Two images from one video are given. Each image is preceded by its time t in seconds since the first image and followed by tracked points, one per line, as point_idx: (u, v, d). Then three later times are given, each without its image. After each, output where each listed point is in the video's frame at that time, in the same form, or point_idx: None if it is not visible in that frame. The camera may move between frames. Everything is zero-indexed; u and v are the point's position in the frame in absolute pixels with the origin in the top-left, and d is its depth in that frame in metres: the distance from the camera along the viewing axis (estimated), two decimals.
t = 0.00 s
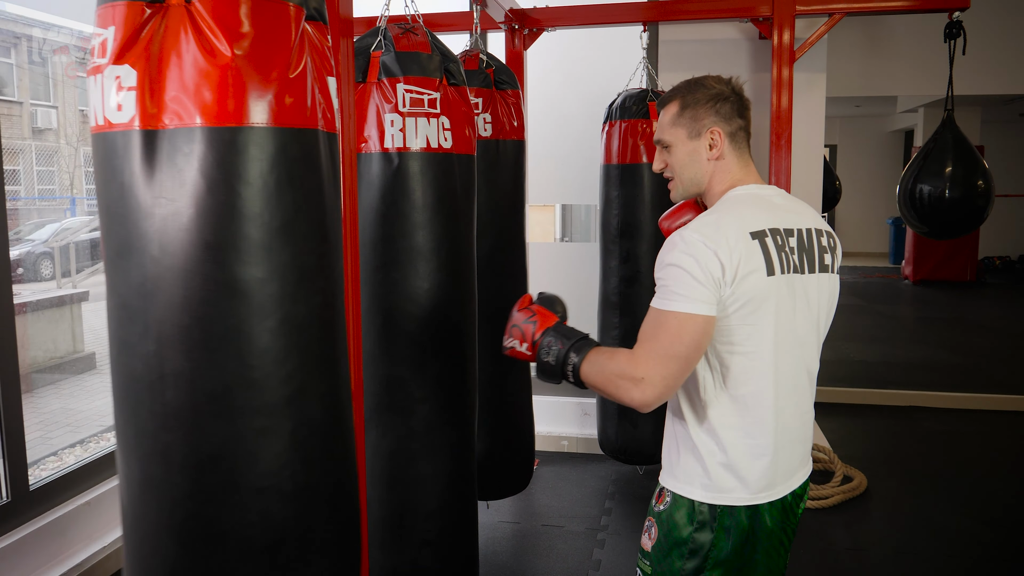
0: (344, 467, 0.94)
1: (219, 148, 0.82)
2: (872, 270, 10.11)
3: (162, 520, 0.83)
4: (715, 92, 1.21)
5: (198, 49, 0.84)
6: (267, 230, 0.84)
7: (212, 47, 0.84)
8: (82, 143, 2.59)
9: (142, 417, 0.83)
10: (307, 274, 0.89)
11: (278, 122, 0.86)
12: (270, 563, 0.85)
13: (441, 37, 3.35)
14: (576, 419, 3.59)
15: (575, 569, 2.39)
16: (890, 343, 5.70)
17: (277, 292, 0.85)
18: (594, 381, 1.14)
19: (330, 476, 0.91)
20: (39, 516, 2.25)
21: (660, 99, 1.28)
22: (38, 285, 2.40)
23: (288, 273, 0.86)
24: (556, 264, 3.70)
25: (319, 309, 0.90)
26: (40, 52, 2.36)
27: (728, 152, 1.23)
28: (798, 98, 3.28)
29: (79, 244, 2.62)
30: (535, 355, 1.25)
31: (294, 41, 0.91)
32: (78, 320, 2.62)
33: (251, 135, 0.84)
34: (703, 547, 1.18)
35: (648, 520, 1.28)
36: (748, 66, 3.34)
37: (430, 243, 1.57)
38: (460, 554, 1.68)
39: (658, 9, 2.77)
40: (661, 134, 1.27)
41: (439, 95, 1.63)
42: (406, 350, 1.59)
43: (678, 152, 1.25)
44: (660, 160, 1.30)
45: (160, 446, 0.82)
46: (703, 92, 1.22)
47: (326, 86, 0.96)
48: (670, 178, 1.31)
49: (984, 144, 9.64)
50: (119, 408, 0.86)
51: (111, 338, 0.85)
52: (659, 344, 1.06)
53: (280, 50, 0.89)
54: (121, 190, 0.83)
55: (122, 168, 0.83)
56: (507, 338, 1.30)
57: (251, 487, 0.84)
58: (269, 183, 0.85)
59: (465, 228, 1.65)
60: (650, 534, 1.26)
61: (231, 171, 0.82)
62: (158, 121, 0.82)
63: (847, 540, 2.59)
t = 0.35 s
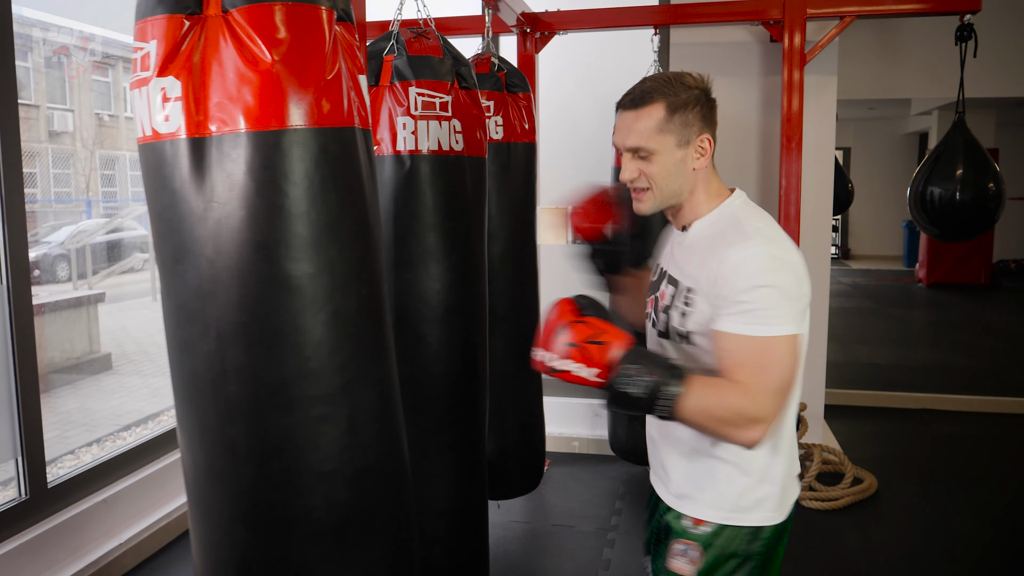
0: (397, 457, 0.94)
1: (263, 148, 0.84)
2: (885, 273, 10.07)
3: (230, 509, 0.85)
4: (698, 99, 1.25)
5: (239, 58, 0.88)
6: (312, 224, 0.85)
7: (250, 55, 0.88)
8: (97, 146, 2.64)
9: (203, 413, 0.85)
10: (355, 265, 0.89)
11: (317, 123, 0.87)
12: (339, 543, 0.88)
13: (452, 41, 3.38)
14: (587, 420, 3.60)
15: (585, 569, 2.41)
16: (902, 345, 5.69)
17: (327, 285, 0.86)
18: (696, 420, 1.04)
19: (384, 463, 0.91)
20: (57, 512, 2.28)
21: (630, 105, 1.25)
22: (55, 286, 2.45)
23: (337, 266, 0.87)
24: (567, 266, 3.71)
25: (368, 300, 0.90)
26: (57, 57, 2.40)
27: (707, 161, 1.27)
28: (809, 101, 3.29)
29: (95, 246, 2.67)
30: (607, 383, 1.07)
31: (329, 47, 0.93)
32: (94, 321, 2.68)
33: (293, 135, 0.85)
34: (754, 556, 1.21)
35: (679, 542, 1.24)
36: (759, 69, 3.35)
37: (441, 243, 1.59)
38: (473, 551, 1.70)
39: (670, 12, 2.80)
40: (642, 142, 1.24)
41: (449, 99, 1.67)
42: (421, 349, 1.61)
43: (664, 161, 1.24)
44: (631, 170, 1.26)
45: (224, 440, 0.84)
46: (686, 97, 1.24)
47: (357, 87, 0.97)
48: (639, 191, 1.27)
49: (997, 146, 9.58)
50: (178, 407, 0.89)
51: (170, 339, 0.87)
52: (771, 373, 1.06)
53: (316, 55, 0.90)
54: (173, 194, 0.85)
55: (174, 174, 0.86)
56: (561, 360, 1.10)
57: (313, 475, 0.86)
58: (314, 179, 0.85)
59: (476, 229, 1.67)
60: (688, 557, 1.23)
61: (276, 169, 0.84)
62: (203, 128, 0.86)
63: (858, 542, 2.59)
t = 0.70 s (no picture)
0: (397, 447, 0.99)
1: (284, 143, 0.88)
2: (903, 273, 10.00)
3: (240, 488, 0.90)
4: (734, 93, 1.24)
5: (267, 53, 0.91)
6: (327, 221, 0.90)
7: (277, 53, 0.91)
8: (117, 146, 2.68)
9: (217, 398, 0.91)
10: (368, 261, 0.94)
11: (339, 120, 0.92)
12: (338, 530, 0.92)
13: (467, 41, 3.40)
14: (599, 418, 3.62)
15: (596, 564, 2.43)
16: (919, 346, 5.66)
17: (341, 278, 0.91)
18: (797, 413, 1.10)
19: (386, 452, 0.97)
20: (77, 504, 2.33)
21: (681, 97, 1.18)
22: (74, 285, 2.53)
23: (350, 260, 0.92)
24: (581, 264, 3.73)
25: (377, 293, 0.95)
26: (80, 58, 2.47)
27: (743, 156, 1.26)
28: (823, 100, 3.29)
29: (114, 245, 2.72)
30: (713, 374, 1.09)
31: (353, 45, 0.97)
32: (113, 317, 2.71)
33: (315, 132, 0.90)
34: (785, 549, 1.26)
35: (718, 545, 1.24)
36: (773, 69, 3.36)
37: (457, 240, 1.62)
38: (485, 543, 1.73)
39: (687, 12, 2.81)
40: (704, 137, 1.17)
41: (463, 97, 1.69)
42: (434, 344, 1.62)
43: (720, 156, 1.20)
44: (682, 171, 1.18)
45: (235, 424, 0.90)
46: (727, 88, 1.21)
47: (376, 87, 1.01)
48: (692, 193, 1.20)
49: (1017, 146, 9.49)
50: (193, 391, 0.93)
51: (187, 322, 0.93)
52: (850, 363, 1.12)
53: (340, 54, 0.95)
54: (199, 188, 0.90)
55: (199, 168, 0.90)
56: (676, 350, 1.10)
57: (319, 459, 0.90)
58: (334, 176, 0.91)
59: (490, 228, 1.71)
60: (731, 557, 1.24)
61: (297, 165, 0.88)
62: (231, 120, 0.89)
63: (869, 540, 2.60)
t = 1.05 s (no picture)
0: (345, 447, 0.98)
1: (239, 142, 0.86)
2: (896, 274, 10.05)
3: (171, 490, 0.86)
4: (724, 81, 1.29)
5: (225, 51, 0.89)
6: (280, 222, 0.88)
7: (236, 51, 0.89)
8: (111, 144, 2.69)
9: (154, 396, 0.87)
10: (320, 266, 0.92)
11: (297, 123, 0.90)
12: (269, 539, 0.89)
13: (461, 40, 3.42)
14: (591, 417, 3.64)
15: (586, 561, 2.44)
16: (912, 346, 5.69)
17: (290, 281, 0.89)
18: (706, 397, 1.12)
19: (334, 457, 0.96)
20: (68, 501, 2.33)
21: (664, 75, 1.28)
22: (70, 282, 2.51)
23: (301, 264, 0.90)
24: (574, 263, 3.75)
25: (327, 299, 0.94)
26: (74, 56, 2.47)
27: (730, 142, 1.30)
28: (814, 101, 3.31)
29: (109, 243, 2.72)
30: (620, 345, 1.20)
31: (314, 50, 0.95)
32: (107, 315, 2.72)
33: (272, 133, 0.88)
34: (738, 550, 1.26)
35: (666, 534, 1.30)
36: (765, 69, 3.37)
37: (445, 238, 1.62)
38: (473, 540, 1.73)
39: (681, 12, 2.82)
40: (672, 113, 1.26)
41: (454, 97, 1.70)
42: (424, 341, 1.64)
43: (689, 134, 1.26)
44: (655, 144, 1.29)
45: (169, 423, 0.86)
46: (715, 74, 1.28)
47: (341, 91, 1.00)
48: (663, 164, 1.30)
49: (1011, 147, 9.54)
50: (129, 389, 0.90)
51: (130, 318, 0.89)
52: (778, 359, 1.09)
53: (301, 58, 0.93)
54: (146, 181, 0.87)
55: (149, 162, 0.87)
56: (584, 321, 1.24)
57: (253, 465, 0.88)
58: (286, 177, 0.89)
59: (481, 225, 1.71)
60: (677, 548, 1.29)
61: (250, 165, 0.87)
62: (184, 116, 0.87)
63: (857, 538, 2.62)
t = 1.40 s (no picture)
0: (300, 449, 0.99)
1: (198, 145, 0.87)
2: (895, 274, 10.07)
3: (116, 489, 0.87)
4: (722, 93, 1.33)
5: (184, 52, 0.90)
6: (237, 225, 0.90)
7: (195, 51, 0.90)
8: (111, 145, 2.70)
9: (105, 394, 0.87)
10: (276, 270, 0.94)
11: (258, 124, 0.91)
12: (212, 543, 0.89)
13: (459, 42, 3.43)
14: (588, 417, 3.65)
15: (581, 561, 2.45)
16: (911, 346, 5.70)
17: (245, 284, 0.90)
18: (676, 388, 1.18)
19: (287, 462, 0.97)
20: (66, 501, 2.35)
21: (663, 87, 1.37)
22: (68, 283, 2.52)
23: (257, 267, 0.91)
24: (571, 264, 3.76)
25: (284, 304, 0.95)
26: (73, 58, 2.48)
27: (721, 151, 1.34)
28: (809, 102, 3.32)
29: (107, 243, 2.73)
30: (601, 337, 1.23)
31: (278, 53, 0.97)
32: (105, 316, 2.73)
33: (231, 135, 0.89)
34: (728, 539, 1.28)
35: (657, 520, 1.34)
36: (760, 71, 3.39)
37: (440, 239, 1.64)
38: (466, 540, 1.74)
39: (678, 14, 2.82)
40: (659, 120, 1.35)
41: (448, 99, 1.71)
42: (417, 342, 1.65)
43: (672, 141, 1.34)
44: (649, 146, 1.38)
45: (115, 421, 0.87)
46: (710, 87, 1.34)
47: (307, 92, 1.01)
48: (656, 167, 1.39)
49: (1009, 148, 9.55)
50: (83, 386, 0.90)
51: (85, 315, 0.90)
52: (745, 347, 1.14)
53: (263, 60, 0.94)
54: (103, 178, 0.88)
55: (108, 159, 0.88)
56: (569, 313, 1.28)
57: (198, 467, 0.88)
58: (244, 180, 0.90)
59: (474, 227, 1.72)
60: (666, 534, 1.32)
61: (209, 168, 0.88)
62: (141, 115, 0.88)
63: (851, 537, 2.63)
